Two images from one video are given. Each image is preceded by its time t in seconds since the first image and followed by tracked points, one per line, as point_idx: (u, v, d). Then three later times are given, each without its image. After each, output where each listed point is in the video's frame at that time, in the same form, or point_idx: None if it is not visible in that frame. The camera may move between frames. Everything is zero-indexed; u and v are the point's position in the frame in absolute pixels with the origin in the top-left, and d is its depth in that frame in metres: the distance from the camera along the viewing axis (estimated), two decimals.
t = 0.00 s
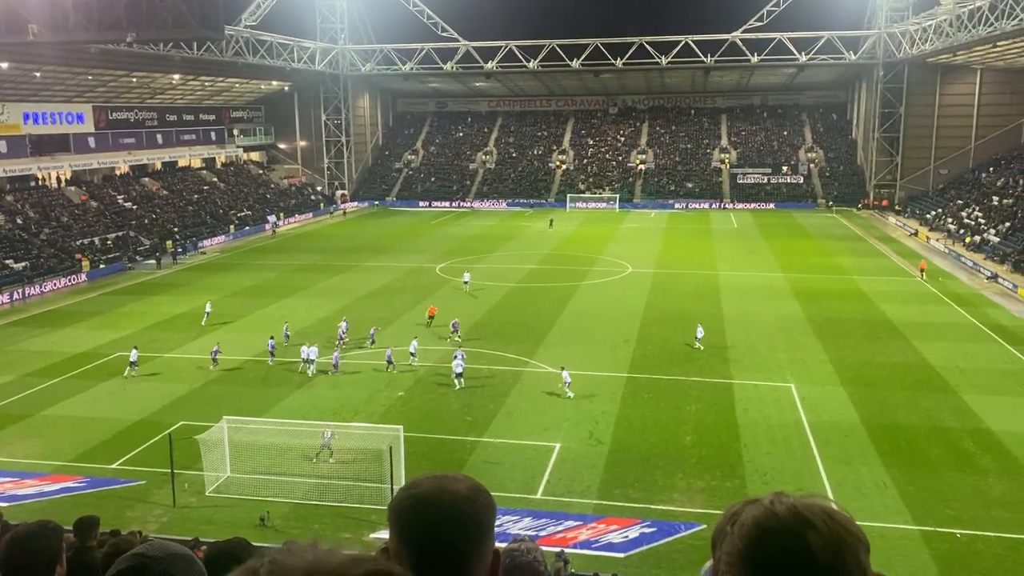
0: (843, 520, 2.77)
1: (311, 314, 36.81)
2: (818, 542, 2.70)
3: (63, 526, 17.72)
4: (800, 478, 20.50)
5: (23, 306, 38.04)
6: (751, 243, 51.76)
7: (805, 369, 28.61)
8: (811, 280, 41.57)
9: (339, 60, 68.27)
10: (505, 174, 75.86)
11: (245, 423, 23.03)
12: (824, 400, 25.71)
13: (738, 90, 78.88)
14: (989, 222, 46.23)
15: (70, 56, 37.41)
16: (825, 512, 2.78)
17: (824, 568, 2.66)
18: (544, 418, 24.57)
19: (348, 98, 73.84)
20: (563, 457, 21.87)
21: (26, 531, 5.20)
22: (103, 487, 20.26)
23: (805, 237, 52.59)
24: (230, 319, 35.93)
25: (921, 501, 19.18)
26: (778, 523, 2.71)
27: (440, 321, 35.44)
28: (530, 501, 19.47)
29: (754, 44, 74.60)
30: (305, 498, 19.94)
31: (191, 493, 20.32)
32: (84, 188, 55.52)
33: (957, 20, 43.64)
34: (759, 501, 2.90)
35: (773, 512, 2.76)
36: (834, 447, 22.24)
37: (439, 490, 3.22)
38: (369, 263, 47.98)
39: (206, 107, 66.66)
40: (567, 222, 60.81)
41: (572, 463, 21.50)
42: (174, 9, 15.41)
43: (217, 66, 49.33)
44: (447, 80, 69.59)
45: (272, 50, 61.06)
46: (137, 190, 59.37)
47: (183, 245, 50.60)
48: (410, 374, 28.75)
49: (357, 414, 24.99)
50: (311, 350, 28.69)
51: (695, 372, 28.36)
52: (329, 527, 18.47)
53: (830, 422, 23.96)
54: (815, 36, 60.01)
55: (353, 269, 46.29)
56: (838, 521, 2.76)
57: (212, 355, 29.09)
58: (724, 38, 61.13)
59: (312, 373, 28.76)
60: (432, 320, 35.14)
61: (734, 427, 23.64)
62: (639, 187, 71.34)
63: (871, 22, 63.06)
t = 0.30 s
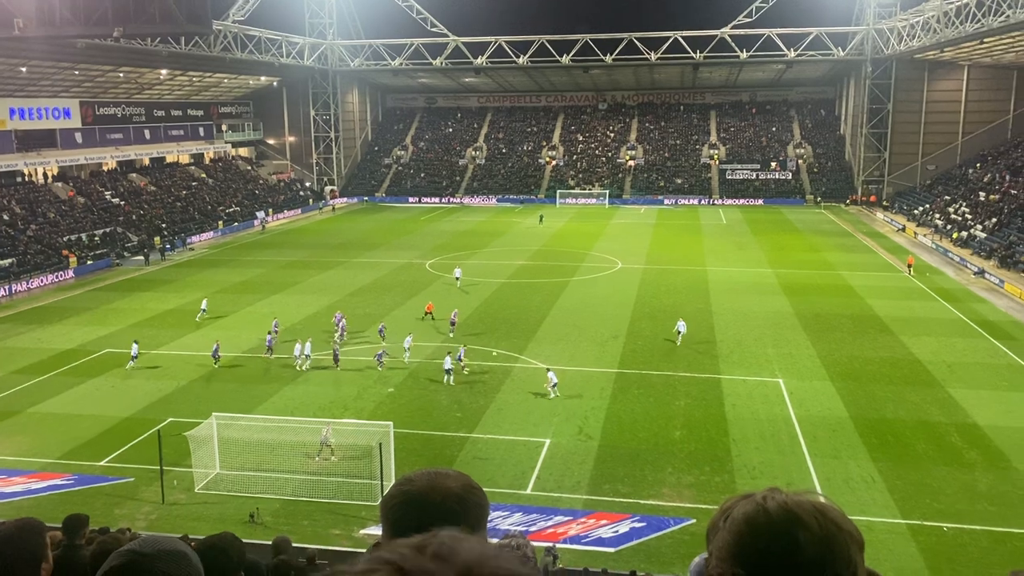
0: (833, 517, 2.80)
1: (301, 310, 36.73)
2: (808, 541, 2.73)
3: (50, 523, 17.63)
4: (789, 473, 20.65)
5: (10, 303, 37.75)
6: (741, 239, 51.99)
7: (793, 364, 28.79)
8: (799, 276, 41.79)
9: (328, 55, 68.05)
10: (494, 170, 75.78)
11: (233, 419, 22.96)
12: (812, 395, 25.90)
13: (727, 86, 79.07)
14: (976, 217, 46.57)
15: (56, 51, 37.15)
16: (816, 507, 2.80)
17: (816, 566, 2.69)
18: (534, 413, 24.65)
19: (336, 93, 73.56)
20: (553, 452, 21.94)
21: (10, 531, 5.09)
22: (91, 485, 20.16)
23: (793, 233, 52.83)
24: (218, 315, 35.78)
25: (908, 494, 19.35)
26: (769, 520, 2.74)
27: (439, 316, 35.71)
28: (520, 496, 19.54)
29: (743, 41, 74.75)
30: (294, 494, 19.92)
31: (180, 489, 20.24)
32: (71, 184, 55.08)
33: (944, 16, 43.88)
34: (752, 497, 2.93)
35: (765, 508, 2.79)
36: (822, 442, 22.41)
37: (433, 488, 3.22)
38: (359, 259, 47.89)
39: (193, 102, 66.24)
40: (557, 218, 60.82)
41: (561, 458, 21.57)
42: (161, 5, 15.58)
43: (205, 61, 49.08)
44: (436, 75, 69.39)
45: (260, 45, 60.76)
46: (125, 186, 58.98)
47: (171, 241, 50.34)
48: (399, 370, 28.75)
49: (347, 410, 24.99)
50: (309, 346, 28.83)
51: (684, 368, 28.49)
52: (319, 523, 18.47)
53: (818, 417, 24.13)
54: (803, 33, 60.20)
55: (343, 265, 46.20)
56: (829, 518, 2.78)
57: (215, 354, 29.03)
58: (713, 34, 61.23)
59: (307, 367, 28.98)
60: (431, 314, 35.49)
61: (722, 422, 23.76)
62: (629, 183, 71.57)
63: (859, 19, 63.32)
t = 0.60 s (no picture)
0: (824, 514, 2.79)
1: (299, 306, 36.70)
2: (798, 537, 2.72)
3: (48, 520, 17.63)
4: (787, 469, 20.69)
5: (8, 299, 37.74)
6: (738, 235, 52.06)
7: (791, 361, 28.85)
8: (796, 273, 41.84)
9: (326, 51, 67.94)
10: (493, 166, 75.77)
11: (231, 416, 22.94)
12: (810, 391, 25.94)
13: (725, 82, 79.01)
14: (973, 214, 46.65)
15: (54, 47, 37.07)
16: (804, 504, 2.80)
17: (803, 566, 2.68)
18: (532, 410, 24.68)
19: (334, 89, 73.41)
20: (551, 448, 21.98)
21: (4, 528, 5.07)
22: (88, 482, 20.13)
23: (791, 229, 52.87)
24: (216, 312, 35.75)
25: (904, 490, 19.41)
26: (757, 518, 2.74)
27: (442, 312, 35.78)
28: (518, 493, 19.58)
29: (742, 37, 74.67)
30: (292, 491, 19.94)
31: (178, 486, 20.26)
32: (68, 180, 54.97)
33: (943, 13, 43.85)
34: (741, 493, 2.93)
35: (753, 504, 2.79)
36: (820, 438, 22.44)
37: (429, 485, 3.23)
38: (357, 255, 47.86)
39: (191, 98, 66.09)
40: (554, 214, 60.84)
41: (559, 455, 21.60)
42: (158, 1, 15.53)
43: (202, 57, 48.96)
44: (435, 71, 69.31)
45: (258, 41, 60.61)
46: (122, 182, 58.89)
47: (169, 237, 50.30)
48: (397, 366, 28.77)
49: (345, 406, 25.00)
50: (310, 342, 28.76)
51: (682, 364, 28.51)
52: (317, 519, 18.50)
53: (815, 413, 24.17)
54: (802, 29, 60.15)
55: (341, 261, 46.17)
56: (818, 515, 2.76)
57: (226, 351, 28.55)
58: (712, 30, 61.14)
59: (309, 365, 28.95)
60: (440, 308, 35.75)
61: (719, 418, 23.80)
62: (627, 179, 71.68)
63: (857, 15, 63.26)
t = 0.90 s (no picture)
0: (786, 496, 2.86)
1: (305, 302, 36.80)
2: (765, 520, 2.77)
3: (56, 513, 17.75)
4: (792, 466, 20.66)
5: (16, 294, 37.91)
6: (744, 231, 51.99)
7: (797, 357, 28.81)
8: (802, 269, 41.73)
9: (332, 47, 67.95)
10: (499, 162, 75.80)
11: (238, 411, 22.98)
12: (815, 388, 25.90)
13: (732, 78, 78.80)
14: (981, 210, 46.44)
15: (61, 42, 37.19)
16: (769, 486, 2.86)
17: (767, 546, 2.72)
18: (538, 405, 24.70)
19: (341, 85, 73.44)
20: (556, 444, 22.01)
21: (14, 523, 5.07)
22: (95, 476, 20.28)
23: (797, 225, 52.73)
24: (222, 307, 35.86)
25: (910, 487, 19.37)
26: (724, 501, 2.80)
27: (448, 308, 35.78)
28: (523, 488, 19.62)
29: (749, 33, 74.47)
30: (298, 485, 20.01)
31: (185, 480, 20.36)
32: (76, 175, 55.16)
33: (951, 9, 43.61)
34: (709, 478, 2.99)
35: (720, 489, 2.84)
36: (825, 435, 22.41)
37: (427, 481, 3.25)
38: (363, 251, 47.91)
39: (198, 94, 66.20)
40: (560, 210, 60.80)
41: (564, 450, 21.63)
42: None
43: (209, 53, 49.02)
44: (441, 67, 69.28)
45: (265, 37, 60.63)
46: (129, 177, 59.09)
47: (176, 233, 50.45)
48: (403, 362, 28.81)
49: (351, 402, 25.06)
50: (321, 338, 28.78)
51: (688, 361, 28.47)
52: (323, 513, 18.57)
53: (822, 410, 24.13)
54: (810, 25, 59.87)
55: (347, 257, 46.26)
56: (782, 496, 2.83)
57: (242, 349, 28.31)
58: (719, 26, 60.88)
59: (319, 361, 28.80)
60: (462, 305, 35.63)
61: (725, 415, 23.79)
62: (633, 175, 71.70)
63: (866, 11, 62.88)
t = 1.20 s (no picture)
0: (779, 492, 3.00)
1: (321, 297, 36.92)
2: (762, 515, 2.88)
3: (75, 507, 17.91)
4: (809, 464, 20.49)
5: (35, 288, 38.26)
6: (761, 228, 51.57)
7: (814, 355, 28.59)
8: (820, 266, 41.40)
9: (348, 43, 67.98)
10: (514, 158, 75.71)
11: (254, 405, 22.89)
12: (832, 386, 25.67)
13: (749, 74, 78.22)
14: (1001, 207, 45.82)
15: (80, 38, 37.43)
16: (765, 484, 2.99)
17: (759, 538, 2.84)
18: (552, 402, 24.64)
19: (357, 81, 73.49)
20: (571, 441, 21.96)
21: (34, 516, 5.19)
22: (114, 469, 20.34)
23: (815, 222, 52.24)
24: (238, 302, 36.06)
25: (928, 486, 19.17)
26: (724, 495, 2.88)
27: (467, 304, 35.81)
28: (538, 485, 19.59)
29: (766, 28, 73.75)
30: (314, 480, 20.09)
31: (202, 474, 20.52)
32: (94, 171, 55.61)
33: (973, 3, 42.96)
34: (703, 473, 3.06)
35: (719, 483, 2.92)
36: (842, 433, 22.20)
37: (449, 476, 3.22)
38: (378, 247, 48.02)
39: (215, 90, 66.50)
40: (575, 207, 60.65)
41: (579, 447, 21.57)
42: None
43: (225, 49, 49.19)
44: (457, 62, 69.14)
45: (281, 34, 60.73)
46: (147, 173, 59.51)
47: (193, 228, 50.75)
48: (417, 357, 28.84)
49: (366, 396, 25.15)
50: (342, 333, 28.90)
51: (704, 358, 28.31)
52: (338, 508, 18.66)
53: (839, 408, 23.92)
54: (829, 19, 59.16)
55: (363, 253, 46.37)
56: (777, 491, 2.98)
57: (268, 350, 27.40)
58: (737, 21, 60.31)
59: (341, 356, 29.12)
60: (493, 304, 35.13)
61: (742, 413, 23.62)
62: (649, 171, 71.50)
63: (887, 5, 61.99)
